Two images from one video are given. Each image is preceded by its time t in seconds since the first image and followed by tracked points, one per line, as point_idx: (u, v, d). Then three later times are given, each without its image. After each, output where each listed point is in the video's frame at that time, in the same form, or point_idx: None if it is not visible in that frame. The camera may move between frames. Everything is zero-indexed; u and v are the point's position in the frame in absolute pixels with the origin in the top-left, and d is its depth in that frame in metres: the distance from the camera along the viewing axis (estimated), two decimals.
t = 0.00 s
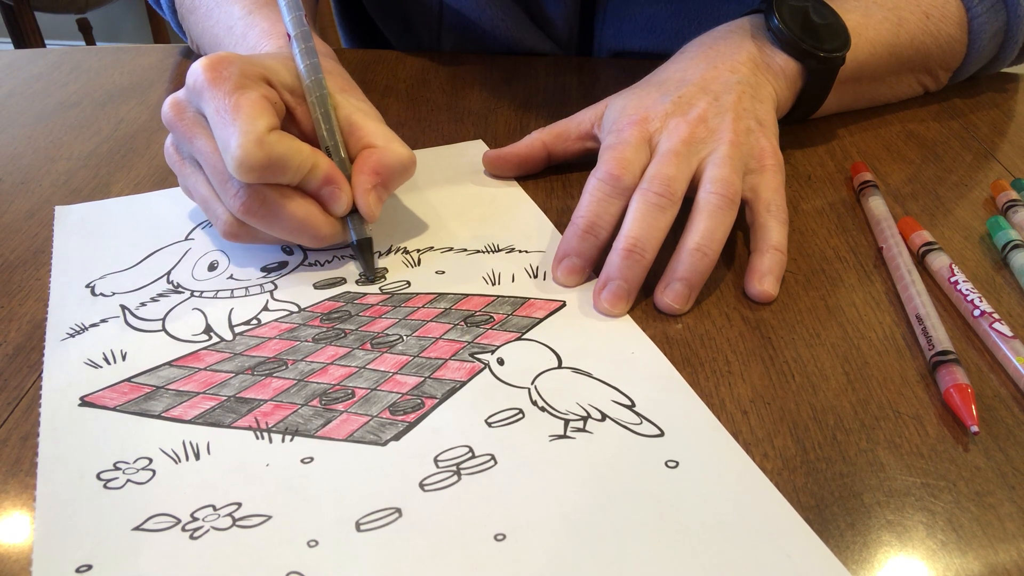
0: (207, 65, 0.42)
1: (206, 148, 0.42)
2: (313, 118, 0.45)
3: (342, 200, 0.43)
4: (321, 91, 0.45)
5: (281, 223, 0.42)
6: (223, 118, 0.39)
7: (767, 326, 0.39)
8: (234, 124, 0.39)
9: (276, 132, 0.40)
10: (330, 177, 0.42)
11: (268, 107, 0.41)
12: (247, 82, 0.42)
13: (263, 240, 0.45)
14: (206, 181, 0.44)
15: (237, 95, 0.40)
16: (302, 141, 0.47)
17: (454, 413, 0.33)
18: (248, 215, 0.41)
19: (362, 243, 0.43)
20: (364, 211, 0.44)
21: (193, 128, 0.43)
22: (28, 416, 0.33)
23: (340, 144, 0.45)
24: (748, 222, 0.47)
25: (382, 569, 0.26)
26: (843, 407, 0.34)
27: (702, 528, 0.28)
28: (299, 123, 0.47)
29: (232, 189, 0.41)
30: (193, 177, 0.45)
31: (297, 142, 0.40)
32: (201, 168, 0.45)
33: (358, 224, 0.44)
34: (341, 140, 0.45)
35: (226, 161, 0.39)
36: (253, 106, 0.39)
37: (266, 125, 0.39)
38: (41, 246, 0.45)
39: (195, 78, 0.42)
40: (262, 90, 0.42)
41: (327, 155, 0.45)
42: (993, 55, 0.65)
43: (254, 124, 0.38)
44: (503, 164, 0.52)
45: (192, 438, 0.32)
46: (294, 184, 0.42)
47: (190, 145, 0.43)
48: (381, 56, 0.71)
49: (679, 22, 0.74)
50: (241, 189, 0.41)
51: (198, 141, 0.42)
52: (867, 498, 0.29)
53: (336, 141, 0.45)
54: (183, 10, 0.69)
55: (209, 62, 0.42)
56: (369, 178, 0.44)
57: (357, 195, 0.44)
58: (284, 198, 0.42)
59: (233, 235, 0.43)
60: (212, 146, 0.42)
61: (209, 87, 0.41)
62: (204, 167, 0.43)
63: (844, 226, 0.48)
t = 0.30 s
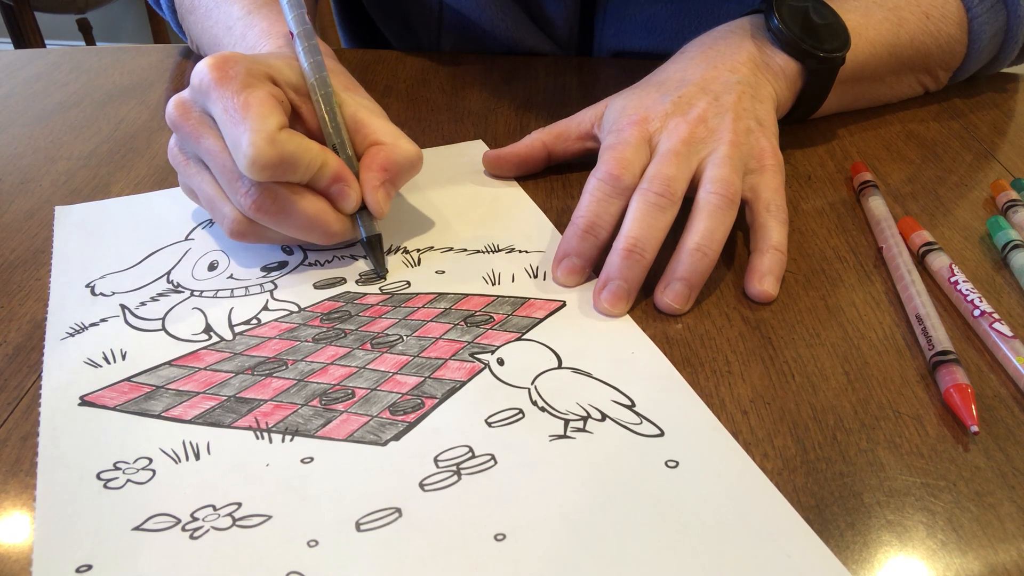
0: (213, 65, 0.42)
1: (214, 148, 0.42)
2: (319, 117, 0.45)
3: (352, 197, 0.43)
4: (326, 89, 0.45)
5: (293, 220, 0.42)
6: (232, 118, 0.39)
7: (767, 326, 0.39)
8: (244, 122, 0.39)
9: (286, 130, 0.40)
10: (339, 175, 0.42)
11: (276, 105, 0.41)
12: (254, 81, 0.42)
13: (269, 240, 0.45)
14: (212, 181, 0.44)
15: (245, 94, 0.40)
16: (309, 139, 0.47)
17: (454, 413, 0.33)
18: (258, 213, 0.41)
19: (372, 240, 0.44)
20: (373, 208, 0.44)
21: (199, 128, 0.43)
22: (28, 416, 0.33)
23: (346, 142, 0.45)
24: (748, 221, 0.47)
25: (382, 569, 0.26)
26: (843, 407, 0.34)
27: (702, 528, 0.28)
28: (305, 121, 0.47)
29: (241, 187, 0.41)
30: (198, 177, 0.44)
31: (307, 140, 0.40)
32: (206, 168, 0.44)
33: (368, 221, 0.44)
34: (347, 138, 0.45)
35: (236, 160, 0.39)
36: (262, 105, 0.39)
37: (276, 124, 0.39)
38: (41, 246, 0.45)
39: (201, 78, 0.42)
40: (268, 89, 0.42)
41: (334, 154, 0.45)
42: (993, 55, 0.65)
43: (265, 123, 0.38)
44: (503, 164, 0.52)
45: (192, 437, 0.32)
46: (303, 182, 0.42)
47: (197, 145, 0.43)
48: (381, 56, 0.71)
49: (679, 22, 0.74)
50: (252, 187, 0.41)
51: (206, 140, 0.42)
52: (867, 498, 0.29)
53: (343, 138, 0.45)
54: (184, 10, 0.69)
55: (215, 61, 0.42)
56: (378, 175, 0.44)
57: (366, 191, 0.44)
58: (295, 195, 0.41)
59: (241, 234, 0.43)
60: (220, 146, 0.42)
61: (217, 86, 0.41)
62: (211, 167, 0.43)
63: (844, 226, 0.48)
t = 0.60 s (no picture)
0: (216, 64, 0.42)
1: (214, 147, 0.42)
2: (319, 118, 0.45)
3: (351, 200, 0.43)
4: (326, 91, 0.45)
5: (290, 221, 0.42)
6: (233, 117, 0.39)
7: (768, 326, 0.39)
8: (245, 122, 0.39)
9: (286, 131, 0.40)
10: (338, 177, 0.42)
11: (277, 106, 0.41)
12: (255, 81, 0.42)
13: (268, 239, 0.45)
14: (212, 180, 0.44)
15: (247, 93, 0.40)
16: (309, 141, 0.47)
17: (454, 413, 0.33)
18: (256, 213, 0.41)
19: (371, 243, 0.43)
20: (372, 210, 0.44)
21: (201, 126, 0.43)
22: (28, 416, 0.33)
23: (347, 144, 0.45)
24: (748, 221, 0.47)
25: (382, 569, 0.26)
26: (843, 407, 0.34)
27: (702, 528, 0.28)
28: (306, 124, 0.47)
29: (240, 187, 0.41)
30: (199, 175, 0.44)
31: (307, 142, 0.40)
32: (207, 166, 0.44)
33: (366, 223, 0.44)
34: (347, 140, 0.45)
35: (235, 160, 0.39)
36: (263, 105, 0.40)
37: (277, 124, 0.39)
38: (41, 246, 0.45)
39: (203, 77, 0.42)
40: (269, 89, 0.42)
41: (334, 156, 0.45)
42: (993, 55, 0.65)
43: (265, 123, 0.38)
44: (503, 164, 0.52)
45: (192, 437, 0.32)
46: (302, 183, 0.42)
47: (197, 144, 0.43)
48: (381, 56, 0.72)
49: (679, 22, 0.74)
50: (250, 187, 0.41)
51: (206, 139, 0.42)
52: (867, 498, 0.29)
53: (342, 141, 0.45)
54: (184, 10, 0.69)
55: (218, 61, 0.42)
56: (378, 178, 0.44)
57: (365, 194, 0.44)
58: (294, 197, 0.42)
59: (239, 234, 0.43)
60: (220, 145, 0.42)
61: (219, 85, 0.41)
62: (211, 166, 0.43)
63: (844, 226, 0.48)
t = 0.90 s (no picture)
0: (209, 61, 0.42)
1: (203, 144, 0.42)
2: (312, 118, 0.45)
3: (335, 202, 0.43)
4: (321, 92, 0.45)
5: (274, 222, 0.42)
6: (219, 115, 0.39)
7: (767, 326, 0.39)
8: (230, 121, 0.38)
9: (273, 130, 0.40)
10: (324, 178, 0.42)
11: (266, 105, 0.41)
12: (247, 80, 0.42)
13: (259, 239, 0.45)
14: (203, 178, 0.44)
15: (236, 91, 0.40)
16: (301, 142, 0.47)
17: (453, 413, 0.33)
18: (240, 213, 0.41)
19: (351, 247, 0.43)
20: (357, 214, 0.44)
21: (192, 123, 0.43)
22: (28, 416, 0.33)
23: (337, 146, 0.45)
24: (748, 221, 0.47)
25: (382, 570, 0.26)
26: (843, 407, 0.34)
27: (702, 528, 0.28)
28: (298, 124, 0.48)
29: (225, 186, 0.41)
30: (190, 172, 0.45)
31: (294, 142, 0.40)
32: (198, 164, 0.45)
33: (350, 226, 0.44)
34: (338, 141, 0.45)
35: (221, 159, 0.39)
36: (250, 104, 0.39)
37: (262, 124, 0.39)
38: (41, 247, 0.45)
39: (196, 74, 0.42)
40: (261, 88, 0.42)
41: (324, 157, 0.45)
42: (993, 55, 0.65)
43: (251, 122, 0.38)
44: (503, 164, 0.52)
45: (192, 437, 0.32)
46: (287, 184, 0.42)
47: (188, 141, 0.43)
48: (381, 56, 0.71)
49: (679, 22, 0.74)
50: (234, 187, 0.41)
51: (196, 136, 0.42)
52: (867, 498, 0.29)
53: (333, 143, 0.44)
54: (184, 10, 0.69)
55: (211, 58, 0.42)
56: (364, 182, 0.44)
57: (350, 199, 0.43)
58: (278, 198, 0.42)
59: (226, 233, 0.43)
60: (208, 142, 0.42)
61: (209, 83, 0.41)
62: (200, 163, 0.43)
63: (844, 226, 0.48)
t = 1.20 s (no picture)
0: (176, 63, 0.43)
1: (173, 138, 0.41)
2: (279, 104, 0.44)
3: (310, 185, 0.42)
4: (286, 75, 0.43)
5: (247, 207, 0.42)
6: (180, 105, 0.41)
7: (767, 326, 0.39)
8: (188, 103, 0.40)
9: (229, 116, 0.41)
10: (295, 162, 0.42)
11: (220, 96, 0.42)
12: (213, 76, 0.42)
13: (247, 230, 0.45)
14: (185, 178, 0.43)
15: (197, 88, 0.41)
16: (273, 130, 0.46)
17: (453, 413, 0.33)
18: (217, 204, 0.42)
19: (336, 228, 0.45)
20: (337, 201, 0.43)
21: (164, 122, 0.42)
22: (28, 416, 0.33)
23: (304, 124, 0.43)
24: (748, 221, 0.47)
25: (381, 570, 0.26)
26: (843, 407, 0.34)
27: (702, 528, 0.28)
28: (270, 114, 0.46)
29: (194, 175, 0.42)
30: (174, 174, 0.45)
31: (251, 124, 0.41)
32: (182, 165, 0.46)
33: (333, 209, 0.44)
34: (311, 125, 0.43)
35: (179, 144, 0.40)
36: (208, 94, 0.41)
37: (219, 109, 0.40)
38: (41, 247, 0.45)
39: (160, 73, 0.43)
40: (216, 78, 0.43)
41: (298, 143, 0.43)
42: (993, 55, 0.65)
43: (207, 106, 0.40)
44: (503, 164, 0.52)
45: (192, 437, 0.32)
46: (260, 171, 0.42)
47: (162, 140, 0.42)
48: (380, 56, 0.71)
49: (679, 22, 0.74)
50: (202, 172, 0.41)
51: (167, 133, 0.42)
52: (867, 498, 0.29)
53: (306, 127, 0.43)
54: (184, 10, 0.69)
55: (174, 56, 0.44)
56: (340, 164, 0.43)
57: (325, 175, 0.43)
58: (246, 181, 0.42)
59: (212, 227, 0.44)
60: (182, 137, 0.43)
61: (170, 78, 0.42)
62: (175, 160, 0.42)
63: (844, 226, 0.48)
